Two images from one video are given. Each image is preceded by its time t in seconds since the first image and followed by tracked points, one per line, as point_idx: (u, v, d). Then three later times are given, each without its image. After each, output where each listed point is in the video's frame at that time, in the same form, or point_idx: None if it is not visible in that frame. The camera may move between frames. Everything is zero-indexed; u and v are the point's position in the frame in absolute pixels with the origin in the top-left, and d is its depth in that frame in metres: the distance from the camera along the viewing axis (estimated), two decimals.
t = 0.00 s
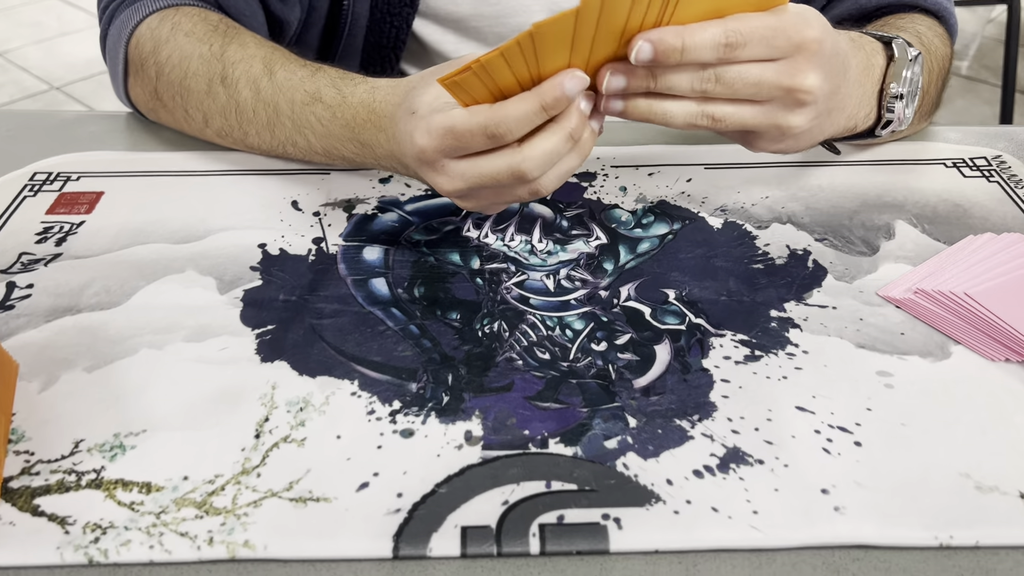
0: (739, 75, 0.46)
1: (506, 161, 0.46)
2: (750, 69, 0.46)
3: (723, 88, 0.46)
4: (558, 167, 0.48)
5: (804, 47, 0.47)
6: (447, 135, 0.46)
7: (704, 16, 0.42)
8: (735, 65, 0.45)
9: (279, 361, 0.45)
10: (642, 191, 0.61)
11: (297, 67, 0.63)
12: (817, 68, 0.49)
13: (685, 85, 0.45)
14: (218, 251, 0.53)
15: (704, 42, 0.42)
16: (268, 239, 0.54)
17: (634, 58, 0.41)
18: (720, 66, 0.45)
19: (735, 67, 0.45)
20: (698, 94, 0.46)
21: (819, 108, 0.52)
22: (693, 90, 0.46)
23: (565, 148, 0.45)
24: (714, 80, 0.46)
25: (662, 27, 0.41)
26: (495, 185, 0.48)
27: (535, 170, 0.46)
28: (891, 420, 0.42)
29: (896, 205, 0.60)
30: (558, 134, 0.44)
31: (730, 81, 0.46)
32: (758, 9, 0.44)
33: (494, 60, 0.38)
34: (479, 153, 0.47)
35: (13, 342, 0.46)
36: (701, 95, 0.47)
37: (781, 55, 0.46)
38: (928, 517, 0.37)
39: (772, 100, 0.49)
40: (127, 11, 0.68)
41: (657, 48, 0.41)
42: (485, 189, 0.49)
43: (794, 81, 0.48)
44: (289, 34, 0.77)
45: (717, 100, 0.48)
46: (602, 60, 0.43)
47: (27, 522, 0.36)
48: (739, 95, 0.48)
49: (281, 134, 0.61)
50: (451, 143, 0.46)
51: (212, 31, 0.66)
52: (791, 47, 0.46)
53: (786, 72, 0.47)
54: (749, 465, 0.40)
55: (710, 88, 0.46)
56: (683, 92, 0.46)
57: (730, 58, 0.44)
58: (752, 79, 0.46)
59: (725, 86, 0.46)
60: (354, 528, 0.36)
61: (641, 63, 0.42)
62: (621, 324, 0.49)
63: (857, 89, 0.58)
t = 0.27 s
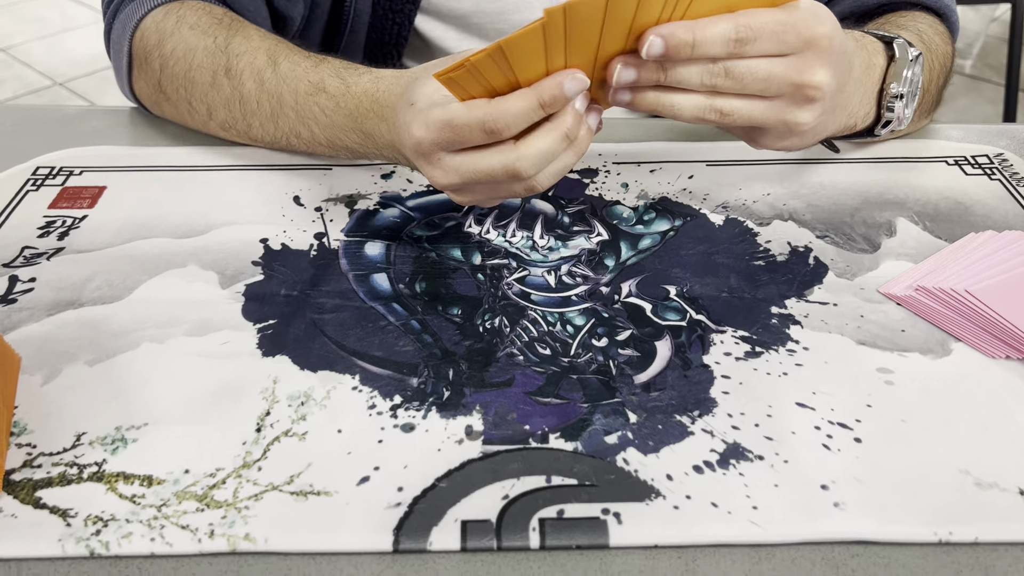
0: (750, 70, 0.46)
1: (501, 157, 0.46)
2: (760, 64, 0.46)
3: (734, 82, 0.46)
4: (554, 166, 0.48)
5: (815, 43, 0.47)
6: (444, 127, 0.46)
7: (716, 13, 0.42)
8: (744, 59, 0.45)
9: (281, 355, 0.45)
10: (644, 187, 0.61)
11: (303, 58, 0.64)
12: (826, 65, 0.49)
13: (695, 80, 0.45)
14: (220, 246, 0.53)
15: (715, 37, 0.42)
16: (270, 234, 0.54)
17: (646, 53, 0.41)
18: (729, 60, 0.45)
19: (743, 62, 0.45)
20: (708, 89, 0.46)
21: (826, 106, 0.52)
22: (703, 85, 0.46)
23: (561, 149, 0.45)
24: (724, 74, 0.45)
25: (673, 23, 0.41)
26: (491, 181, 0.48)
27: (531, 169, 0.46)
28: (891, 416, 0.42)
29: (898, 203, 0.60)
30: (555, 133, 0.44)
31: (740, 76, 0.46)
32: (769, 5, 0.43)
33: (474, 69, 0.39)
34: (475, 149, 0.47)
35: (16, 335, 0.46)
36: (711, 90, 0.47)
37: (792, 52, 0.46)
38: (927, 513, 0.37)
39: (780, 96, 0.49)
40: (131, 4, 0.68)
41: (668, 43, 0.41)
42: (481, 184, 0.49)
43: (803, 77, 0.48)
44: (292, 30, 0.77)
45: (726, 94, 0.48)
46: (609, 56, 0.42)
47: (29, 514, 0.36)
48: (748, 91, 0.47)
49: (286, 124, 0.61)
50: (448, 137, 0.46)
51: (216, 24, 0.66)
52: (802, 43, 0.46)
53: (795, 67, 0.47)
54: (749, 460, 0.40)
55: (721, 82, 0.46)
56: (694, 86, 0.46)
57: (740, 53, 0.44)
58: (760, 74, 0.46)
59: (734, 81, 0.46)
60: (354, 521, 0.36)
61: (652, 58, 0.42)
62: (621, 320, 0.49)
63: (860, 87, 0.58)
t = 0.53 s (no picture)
0: (782, 92, 0.46)
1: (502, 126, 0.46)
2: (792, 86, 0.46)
3: (766, 104, 0.47)
4: (553, 145, 0.48)
5: (850, 70, 0.46)
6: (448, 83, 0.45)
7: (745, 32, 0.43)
8: (778, 82, 0.46)
9: (286, 352, 0.45)
10: (647, 185, 0.61)
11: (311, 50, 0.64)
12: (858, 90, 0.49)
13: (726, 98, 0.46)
14: (225, 243, 0.53)
15: (749, 56, 0.43)
16: (275, 231, 0.55)
17: (678, 65, 0.42)
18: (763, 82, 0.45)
19: (777, 85, 0.46)
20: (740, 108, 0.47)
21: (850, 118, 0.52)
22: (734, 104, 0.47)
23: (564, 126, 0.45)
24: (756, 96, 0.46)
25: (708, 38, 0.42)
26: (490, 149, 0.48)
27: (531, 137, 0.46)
28: (894, 415, 0.42)
29: (901, 202, 0.60)
30: (563, 106, 0.44)
31: (770, 98, 0.46)
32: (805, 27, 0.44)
33: (479, 29, 0.40)
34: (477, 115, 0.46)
35: (22, 331, 0.46)
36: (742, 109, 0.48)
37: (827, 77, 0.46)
38: (929, 511, 0.37)
39: (812, 120, 0.49)
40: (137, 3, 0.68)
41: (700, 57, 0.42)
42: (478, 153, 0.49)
43: (837, 102, 0.48)
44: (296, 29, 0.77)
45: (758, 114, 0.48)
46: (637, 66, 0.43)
47: (35, 509, 0.37)
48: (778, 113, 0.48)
49: (290, 113, 0.61)
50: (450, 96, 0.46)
51: (225, 20, 0.67)
52: (838, 68, 0.46)
53: (829, 91, 0.47)
54: (752, 458, 0.40)
55: (753, 103, 0.47)
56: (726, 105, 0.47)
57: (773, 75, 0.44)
58: (794, 96, 0.47)
59: (766, 103, 0.47)
60: (359, 517, 0.36)
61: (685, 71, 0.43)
62: (625, 318, 0.49)
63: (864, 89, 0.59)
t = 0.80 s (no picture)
0: (749, 127, 0.44)
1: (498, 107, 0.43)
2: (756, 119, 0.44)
3: (735, 140, 0.45)
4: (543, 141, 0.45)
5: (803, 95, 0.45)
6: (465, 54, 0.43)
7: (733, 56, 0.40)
8: (744, 116, 0.44)
9: (291, 350, 0.45)
10: (650, 184, 0.61)
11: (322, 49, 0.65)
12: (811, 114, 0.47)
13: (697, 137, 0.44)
14: (229, 241, 0.53)
15: (720, 89, 0.41)
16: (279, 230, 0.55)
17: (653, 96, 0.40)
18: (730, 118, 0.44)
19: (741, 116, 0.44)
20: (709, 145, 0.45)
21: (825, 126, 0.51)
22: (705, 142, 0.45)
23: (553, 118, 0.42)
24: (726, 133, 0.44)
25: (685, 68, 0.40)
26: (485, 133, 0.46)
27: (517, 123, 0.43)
28: (897, 413, 0.42)
29: (904, 201, 0.60)
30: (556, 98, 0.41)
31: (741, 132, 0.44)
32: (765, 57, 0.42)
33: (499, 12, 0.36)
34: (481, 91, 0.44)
35: (27, 329, 0.46)
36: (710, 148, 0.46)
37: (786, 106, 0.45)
38: (932, 509, 0.38)
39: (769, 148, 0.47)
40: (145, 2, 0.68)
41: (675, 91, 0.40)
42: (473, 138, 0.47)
43: (794, 129, 0.46)
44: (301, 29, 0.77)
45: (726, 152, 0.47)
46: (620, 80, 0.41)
47: (42, 506, 0.37)
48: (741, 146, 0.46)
49: (300, 108, 0.61)
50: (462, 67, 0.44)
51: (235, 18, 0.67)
52: (794, 96, 0.44)
53: (786, 121, 0.45)
54: (755, 456, 0.40)
55: (723, 142, 0.45)
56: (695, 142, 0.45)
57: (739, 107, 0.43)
58: (757, 130, 0.45)
59: (735, 141, 0.45)
60: (363, 514, 0.37)
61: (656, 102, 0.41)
62: (628, 316, 0.49)
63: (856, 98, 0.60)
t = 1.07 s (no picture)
0: (702, 135, 0.46)
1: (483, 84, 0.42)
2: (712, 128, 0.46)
3: (687, 146, 0.46)
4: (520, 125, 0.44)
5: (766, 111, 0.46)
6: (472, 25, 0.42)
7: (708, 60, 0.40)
8: (697, 126, 0.45)
9: (291, 351, 0.45)
10: (652, 184, 0.61)
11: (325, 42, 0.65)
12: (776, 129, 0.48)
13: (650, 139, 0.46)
14: (229, 242, 0.53)
15: (667, 99, 0.42)
16: (279, 230, 0.54)
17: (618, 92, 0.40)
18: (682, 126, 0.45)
19: (696, 125, 0.45)
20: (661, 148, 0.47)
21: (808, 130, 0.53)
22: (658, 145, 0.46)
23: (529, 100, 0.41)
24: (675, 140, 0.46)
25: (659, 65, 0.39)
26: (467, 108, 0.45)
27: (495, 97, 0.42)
28: (901, 415, 0.42)
29: (908, 201, 0.59)
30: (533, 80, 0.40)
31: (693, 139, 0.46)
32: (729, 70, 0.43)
33: None
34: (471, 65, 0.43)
35: (26, 330, 0.46)
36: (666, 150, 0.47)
37: (747, 117, 0.46)
38: (937, 512, 0.37)
39: (732, 158, 0.49)
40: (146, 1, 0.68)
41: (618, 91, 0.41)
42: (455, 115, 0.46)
43: (757, 140, 0.47)
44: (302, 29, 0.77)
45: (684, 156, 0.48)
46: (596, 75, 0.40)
47: (40, 508, 0.37)
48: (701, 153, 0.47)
49: (302, 95, 0.61)
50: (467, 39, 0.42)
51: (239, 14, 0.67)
52: (754, 110, 0.45)
53: (748, 132, 0.47)
54: (759, 458, 0.40)
55: (672, 145, 0.46)
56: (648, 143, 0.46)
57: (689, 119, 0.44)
58: (712, 140, 0.46)
59: (686, 147, 0.46)
60: (363, 517, 0.36)
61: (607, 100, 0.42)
62: (630, 316, 0.49)
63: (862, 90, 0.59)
